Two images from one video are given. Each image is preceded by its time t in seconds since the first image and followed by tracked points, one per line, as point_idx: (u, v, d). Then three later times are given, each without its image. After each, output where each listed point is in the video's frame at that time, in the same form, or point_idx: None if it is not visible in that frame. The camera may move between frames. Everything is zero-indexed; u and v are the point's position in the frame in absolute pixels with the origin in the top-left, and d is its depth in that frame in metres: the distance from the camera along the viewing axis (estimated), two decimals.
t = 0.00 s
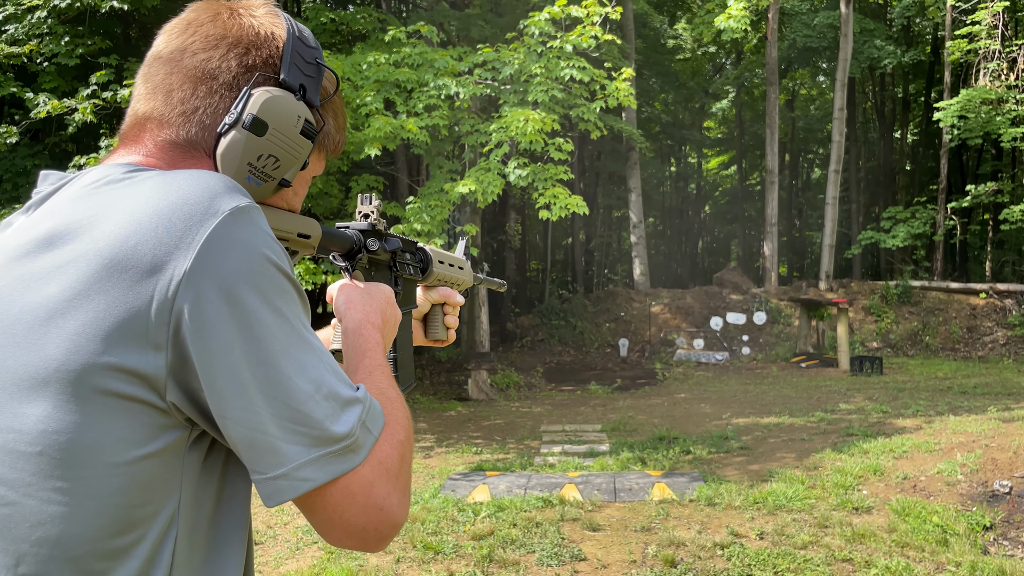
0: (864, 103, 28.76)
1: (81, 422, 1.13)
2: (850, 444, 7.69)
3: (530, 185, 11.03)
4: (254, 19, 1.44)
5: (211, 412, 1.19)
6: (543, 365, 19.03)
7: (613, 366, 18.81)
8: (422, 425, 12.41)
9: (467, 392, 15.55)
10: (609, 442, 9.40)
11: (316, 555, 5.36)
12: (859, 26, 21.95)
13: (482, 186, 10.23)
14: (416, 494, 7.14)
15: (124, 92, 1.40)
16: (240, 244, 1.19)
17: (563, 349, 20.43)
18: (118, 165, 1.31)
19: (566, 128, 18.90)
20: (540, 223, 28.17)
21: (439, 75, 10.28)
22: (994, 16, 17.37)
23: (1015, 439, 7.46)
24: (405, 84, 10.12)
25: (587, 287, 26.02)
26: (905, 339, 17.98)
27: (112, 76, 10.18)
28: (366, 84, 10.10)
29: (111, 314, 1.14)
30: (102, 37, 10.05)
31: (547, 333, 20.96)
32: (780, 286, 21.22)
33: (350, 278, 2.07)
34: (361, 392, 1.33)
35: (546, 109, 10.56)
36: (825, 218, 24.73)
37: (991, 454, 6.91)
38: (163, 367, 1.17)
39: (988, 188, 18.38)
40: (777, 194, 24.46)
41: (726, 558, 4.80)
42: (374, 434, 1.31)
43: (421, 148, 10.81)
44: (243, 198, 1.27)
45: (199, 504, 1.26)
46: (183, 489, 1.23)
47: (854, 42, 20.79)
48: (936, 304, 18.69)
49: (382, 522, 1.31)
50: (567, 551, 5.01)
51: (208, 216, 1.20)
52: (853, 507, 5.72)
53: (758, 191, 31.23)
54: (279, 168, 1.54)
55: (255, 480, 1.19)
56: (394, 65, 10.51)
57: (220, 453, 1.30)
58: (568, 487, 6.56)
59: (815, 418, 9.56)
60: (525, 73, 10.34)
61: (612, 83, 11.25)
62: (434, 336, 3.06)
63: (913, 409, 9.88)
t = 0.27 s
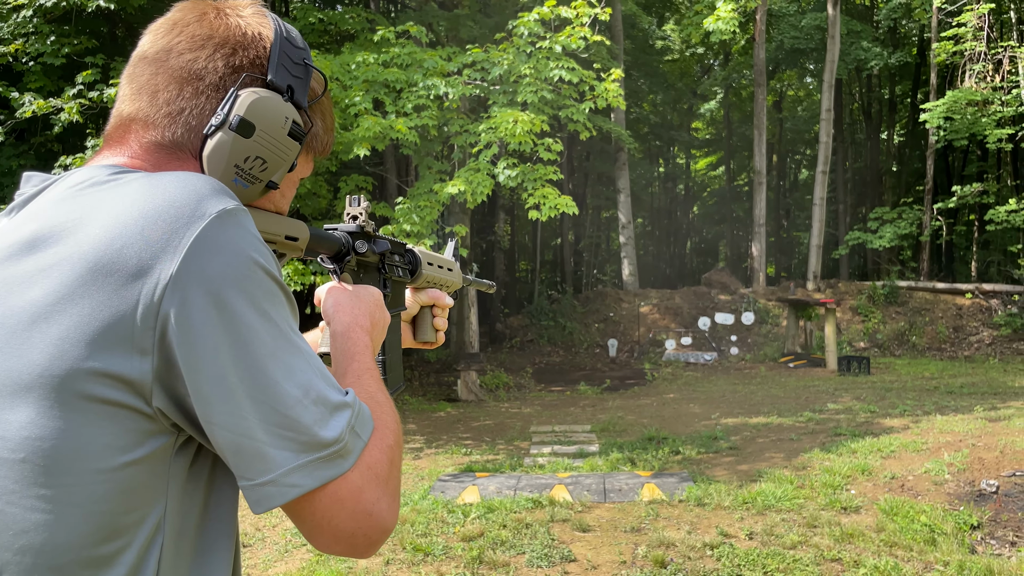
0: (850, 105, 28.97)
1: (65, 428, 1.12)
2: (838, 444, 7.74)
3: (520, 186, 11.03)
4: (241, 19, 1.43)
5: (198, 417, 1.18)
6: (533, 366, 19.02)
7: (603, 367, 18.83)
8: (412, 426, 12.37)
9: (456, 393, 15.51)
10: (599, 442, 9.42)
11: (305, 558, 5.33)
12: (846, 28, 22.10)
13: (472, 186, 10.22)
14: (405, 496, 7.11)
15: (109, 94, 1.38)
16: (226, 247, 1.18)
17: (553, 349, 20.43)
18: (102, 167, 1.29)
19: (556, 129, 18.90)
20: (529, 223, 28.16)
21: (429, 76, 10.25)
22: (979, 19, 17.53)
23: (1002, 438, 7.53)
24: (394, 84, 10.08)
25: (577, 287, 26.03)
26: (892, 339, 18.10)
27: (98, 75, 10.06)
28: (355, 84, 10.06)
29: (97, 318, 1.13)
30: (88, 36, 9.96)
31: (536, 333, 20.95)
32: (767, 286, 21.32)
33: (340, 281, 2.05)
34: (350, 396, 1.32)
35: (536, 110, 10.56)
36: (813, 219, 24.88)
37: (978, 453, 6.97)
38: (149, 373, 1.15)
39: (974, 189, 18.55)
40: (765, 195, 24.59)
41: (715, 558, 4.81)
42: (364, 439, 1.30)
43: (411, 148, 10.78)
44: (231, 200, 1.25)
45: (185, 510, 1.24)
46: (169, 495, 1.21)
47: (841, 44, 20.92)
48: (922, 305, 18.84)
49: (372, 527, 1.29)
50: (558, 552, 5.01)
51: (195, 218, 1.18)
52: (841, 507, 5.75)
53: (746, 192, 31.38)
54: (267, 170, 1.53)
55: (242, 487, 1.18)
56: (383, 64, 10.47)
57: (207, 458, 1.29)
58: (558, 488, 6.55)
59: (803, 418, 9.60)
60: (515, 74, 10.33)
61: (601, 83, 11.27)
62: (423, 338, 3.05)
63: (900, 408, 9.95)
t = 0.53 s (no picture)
0: (842, 106, 29.10)
1: (52, 430, 1.10)
2: (831, 444, 7.76)
3: (513, 186, 11.02)
4: (230, 16, 1.42)
5: (187, 419, 1.16)
6: (526, 366, 19.00)
7: (596, 368, 18.83)
8: (405, 427, 12.34)
9: (449, 393, 15.48)
10: (593, 443, 9.41)
11: (298, 560, 5.30)
12: (838, 29, 22.22)
13: (465, 187, 10.21)
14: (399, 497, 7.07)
15: (97, 92, 1.36)
16: (215, 246, 1.17)
17: (546, 350, 20.41)
18: (89, 165, 1.28)
19: (549, 130, 18.90)
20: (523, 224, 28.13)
21: (421, 76, 10.21)
22: (970, 20, 17.64)
23: (993, 437, 7.57)
24: (387, 84, 10.05)
25: (571, 288, 26.01)
26: (884, 340, 18.17)
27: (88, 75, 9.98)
28: (348, 85, 10.03)
29: (84, 318, 1.11)
30: (79, 36, 9.90)
31: (529, 334, 20.93)
32: (760, 287, 21.40)
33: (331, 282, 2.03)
34: (342, 398, 1.30)
35: (529, 111, 10.55)
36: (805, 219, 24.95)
37: (970, 453, 7.01)
38: (137, 374, 1.14)
39: (964, 190, 18.65)
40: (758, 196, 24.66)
41: (710, 559, 4.81)
42: (354, 441, 1.29)
43: (403, 149, 10.75)
44: (220, 200, 1.24)
45: (173, 512, 1.23)
46: (157, 497, 1.20)
47: (832, 45, 21.02)
48: (914, 305, 18.94)
49: (363, 530, 1.28)
50: (552, 553, 5.00)
51: (183, 217, 1.17)
52: (835, 506, 5.76)
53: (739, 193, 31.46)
54: (257, 169, 1.51)
55: (231, 489, 1.17)
56: (376, 65, 10.43)
57: (196, 461, 1.27)
58: (551, 489, 6.54)
59: (796, 418, 9.63)
60: (508, 74, 10.32)
61: (594, 84, 11.28)
62: (415, 339, 3.04)
63: (892, 408, 9.99)
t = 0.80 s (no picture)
0: (838, 107, 29.16)
1: (41, 434, 1.10)
2: (828, 445, 7.77)
3: (509, 187, 11.02)
4: (221, 17, 1.41)
5: (177, 422, 1.16)
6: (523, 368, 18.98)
7: (593, 369, 18.82)
8: (402, 429, 12.31)
9: (446, 395, 15.45)
10: (590, 445, 9.41)
11: (294, 563, 5.28)
12: (834, 31, 22.30)
13: (461, 189, 10.22)
14: (396, 499, 7.05)
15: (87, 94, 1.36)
16: (205, 249, 1.16)
17: (543, 351, 20.39)
18: (79, 168, 1.27)
19: (545, 131, 18.90)
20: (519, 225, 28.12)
21: (417, 77, 10.20)
22: (966, 22, 17.71)
23: (990, 438, 7.58)
24: (384, 86, 10.04)
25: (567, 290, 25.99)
26: (880, 341, 18.19)
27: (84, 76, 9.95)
28: (344, 86, 10.01)
29: (73, 322, 1.11)
30: (74, 38, 9.86)
31: (526, 335, 20.90)
32: (756, 288, 21.41)
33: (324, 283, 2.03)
34: (333, 400, 1.30)
35: (525, 112, 10.55)
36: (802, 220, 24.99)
37: (966, 454, 7.03)
38: (126, 377, 1.13)
39: (959, 191, 18.69)
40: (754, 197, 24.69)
41: (706, 560, 4.81)
42: (347, 444, 1.29)
43: (399, 150, 10.74)
44: (210, 202, 1.24)
45: (165, 516, 1.23)
46: (148, 501, 1.19)
47: (828, 47, 21.08)
48: (910, 306, 18.99)
49: (355, 533, 1.28)
50: (549, 555, 5.00)
51: (173, 220, 1.17)
52: (831, 507, 5.77)
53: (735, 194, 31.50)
54: (249, 170, 1.51)
55: (222, 493, 1.16)
56: (372, 66, 10.42)
57: (187, 465, 1.27)
58: (549, 490, 6.54)
59: (792, 419, 9.65)
60: (504, 76, 10.32)
61: (590, 86, 11.29)
62: (410, 340, 3.04)
63: (889, 410, 10.00)
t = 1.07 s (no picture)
0: (836, 109, 29.19)
1: (30, 437, 1.10)
2: (827, 447, 7.77)
3: (508, 189, 11.02)
4: (212, 16, 1.41)
5: (168, 424, 1.15)
6: (522, 370, 18.96)
7: (592, 371, 18.81)
8: (401, 431, 12.28)
9: (445, 397, 15.42)
10: (588, 447, 9.40)
11: (292, 566, 5.26)
12: (832, 33, 22.34)
13: (460, 190, 10.22)
14: (394, 501, 7.02)
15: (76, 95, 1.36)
16: (197, 250, 1.16)
17: (542, 353, 20.37)
18: (69, 169, 1.28)
19: (544, 133, 18.89)
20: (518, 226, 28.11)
21: (416, 79, 10.18)
22: (964, 24, 17.76)
23: (989, 439, 7.59)
24: (382, 87, 10.04)
25: (566, 292, 25.96)
26: (879, 342, 18.18)
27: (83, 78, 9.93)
28: (343, 88, 10.01)
29: (61, 323, 1.10)
30: (73, 39, 9.86)
31: (525, 337, 20.87)
32: (755, 290, 21.41)
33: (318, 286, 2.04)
34: (326, 402, 1.30)
35: (523, 114, 10.56)
36: (800, 221, 24.99)
37: (964, 455, 7.03)
38: (116, 380, 1.13)
39: (958, 193, 18.70)
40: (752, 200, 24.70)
41: (705, 562, 4.80)
42: (339, 446, 1.29)
43: (398, 152, 10.74)
44: (201, 202, 1.23)
45: (157, 518, 1.23)
46: (139, 504, 1.19)
47: (826, 48, 21.12)
48: (909, 307, 19.01)
49: (349, 535, 1.27)
50: (548, 557, 5.00)
51: (162, 221, 1.16)
52: (830, 509, 5.77)
53: (734, 196, 31.50)
54: (241, 171, 1.50)
55: (213, 496, 1.16)
56: (370, 68, 10.42)
57: (178, 468, 1.27)
58: (547, 492, 6.53)
59: (791, 421, 9.65)
60: (502, 78, 10.32)
61: (588, 87, 11.29)
62: (406, 342, 3.03)
63: (887, 411, 10.00)
